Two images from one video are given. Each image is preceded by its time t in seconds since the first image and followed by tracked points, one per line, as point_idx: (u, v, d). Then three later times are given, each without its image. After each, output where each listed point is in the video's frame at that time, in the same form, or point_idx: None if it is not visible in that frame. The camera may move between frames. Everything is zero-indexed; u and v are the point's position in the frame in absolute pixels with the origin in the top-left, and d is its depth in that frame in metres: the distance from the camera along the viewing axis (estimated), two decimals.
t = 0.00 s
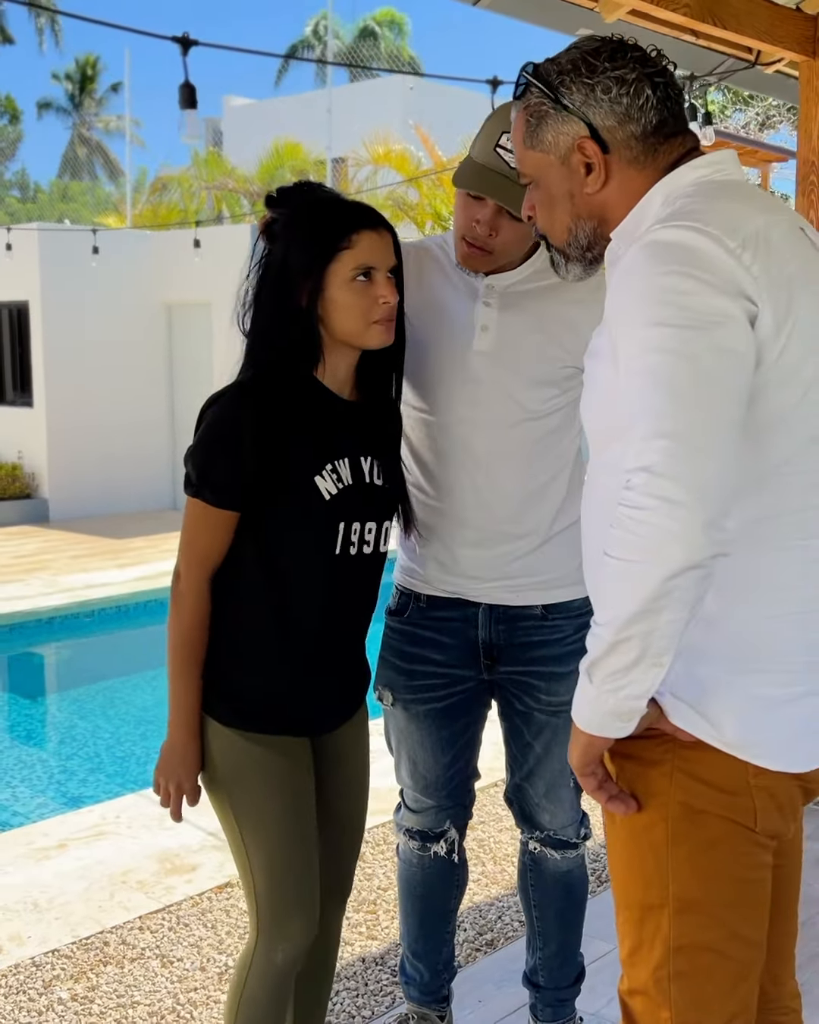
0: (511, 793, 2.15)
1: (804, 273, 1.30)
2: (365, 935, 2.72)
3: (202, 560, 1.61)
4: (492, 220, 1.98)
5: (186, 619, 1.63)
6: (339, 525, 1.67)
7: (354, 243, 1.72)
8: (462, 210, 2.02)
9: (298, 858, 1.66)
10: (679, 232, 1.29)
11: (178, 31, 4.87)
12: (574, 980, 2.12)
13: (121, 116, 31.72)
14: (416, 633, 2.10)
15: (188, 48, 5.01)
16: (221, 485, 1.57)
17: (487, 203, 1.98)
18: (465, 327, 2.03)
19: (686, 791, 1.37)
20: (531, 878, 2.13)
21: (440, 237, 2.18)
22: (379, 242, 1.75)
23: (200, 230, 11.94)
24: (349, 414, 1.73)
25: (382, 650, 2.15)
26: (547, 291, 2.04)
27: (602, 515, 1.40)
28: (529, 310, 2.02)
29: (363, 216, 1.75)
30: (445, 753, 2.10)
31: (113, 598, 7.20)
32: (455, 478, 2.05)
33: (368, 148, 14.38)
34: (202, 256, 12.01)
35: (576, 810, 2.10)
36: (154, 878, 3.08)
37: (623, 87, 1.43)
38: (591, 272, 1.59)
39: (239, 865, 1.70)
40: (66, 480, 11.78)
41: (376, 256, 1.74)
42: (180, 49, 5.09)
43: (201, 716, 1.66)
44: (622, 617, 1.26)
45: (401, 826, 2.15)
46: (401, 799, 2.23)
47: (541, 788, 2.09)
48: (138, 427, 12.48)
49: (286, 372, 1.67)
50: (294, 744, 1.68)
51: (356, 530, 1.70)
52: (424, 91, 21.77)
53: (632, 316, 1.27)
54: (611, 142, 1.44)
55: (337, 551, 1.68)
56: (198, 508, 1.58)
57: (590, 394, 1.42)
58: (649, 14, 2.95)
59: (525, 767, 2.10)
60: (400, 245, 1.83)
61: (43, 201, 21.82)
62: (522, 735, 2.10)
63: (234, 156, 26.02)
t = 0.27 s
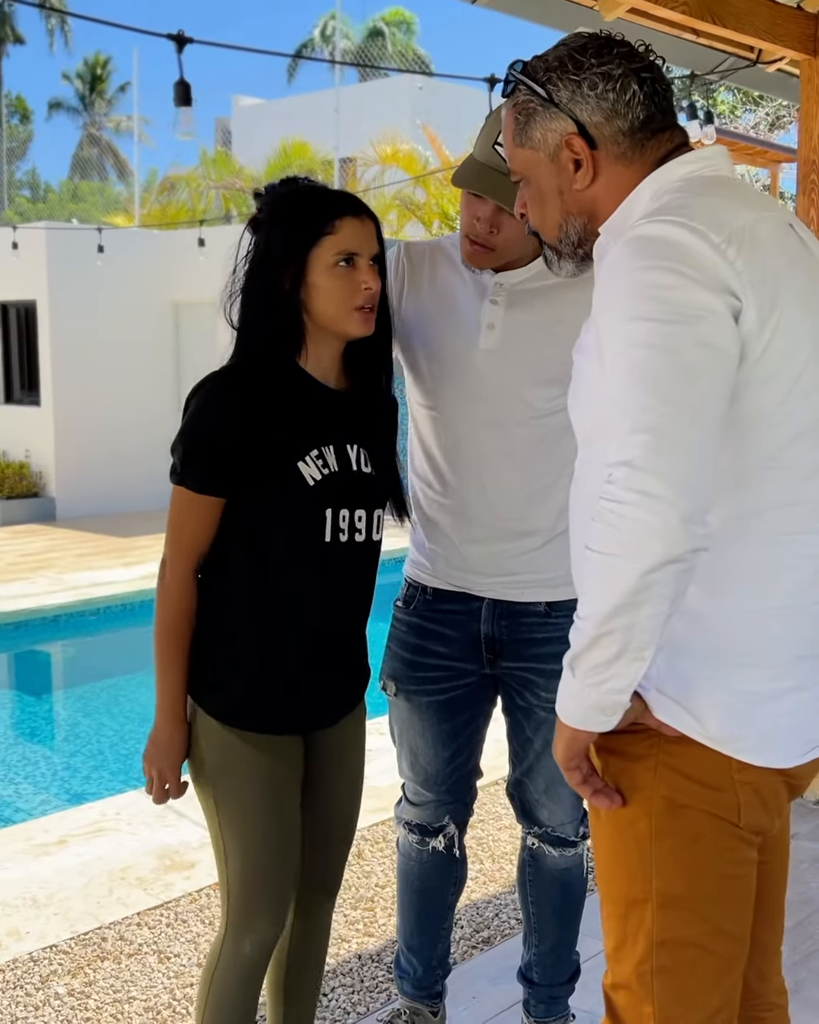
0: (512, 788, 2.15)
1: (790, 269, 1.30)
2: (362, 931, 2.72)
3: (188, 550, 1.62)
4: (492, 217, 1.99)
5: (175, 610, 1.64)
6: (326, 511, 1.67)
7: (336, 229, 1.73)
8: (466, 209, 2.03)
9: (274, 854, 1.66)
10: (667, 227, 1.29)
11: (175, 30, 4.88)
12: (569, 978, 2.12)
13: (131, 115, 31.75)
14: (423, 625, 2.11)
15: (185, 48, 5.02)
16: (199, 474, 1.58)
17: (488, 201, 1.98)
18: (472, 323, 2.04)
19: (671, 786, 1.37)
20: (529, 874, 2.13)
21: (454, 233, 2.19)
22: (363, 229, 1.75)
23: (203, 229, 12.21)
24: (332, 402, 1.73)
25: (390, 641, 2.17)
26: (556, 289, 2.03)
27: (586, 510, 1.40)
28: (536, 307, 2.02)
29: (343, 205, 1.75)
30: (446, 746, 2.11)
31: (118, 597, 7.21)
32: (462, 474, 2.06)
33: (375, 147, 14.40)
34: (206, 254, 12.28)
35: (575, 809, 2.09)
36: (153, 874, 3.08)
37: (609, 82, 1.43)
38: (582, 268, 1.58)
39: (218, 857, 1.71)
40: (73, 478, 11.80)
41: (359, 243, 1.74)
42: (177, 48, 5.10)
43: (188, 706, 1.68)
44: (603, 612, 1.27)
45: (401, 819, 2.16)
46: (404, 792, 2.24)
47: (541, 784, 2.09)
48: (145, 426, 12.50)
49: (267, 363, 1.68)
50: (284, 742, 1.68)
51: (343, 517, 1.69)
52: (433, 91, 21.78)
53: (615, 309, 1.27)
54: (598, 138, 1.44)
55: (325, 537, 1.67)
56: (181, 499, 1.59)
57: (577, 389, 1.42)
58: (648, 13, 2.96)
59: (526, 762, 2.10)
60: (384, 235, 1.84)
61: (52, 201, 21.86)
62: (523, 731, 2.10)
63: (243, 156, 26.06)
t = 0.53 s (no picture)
0: (518, 782, 2.16)
1: (784, 268, 1.31)
2: (363, 928, 2.73)
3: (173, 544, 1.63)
4: (501, 216, 1.99)
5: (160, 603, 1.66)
6: (308, 504, 1.67)
7: (329, 229, 1.73)
8: (474, 208, 2.04)
9: (260, 850, 1.67)
10: (661, 225, 1.30)
11: (176, 29, 4.89)
12: (569, 975, 2.12)
13: (139, 116, 31.80)
14: (435, 620, 2.12)
15: (186, 47, 5.03)
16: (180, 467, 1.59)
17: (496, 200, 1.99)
18: (484, 320, 2.05)
19: (664, 782, 1.38)
20: (533, 870, 2.14)
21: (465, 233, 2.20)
22: (356, 230, 1.76)
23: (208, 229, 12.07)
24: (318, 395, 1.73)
25: (401, 634, 2.18)
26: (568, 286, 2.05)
27: (581, 506, 1.41)
28: (547, 305, 2.04)
29: (340, 204, 1.76)
30: (452, 742, 2.11)
31: (122, 596, 7.23)
32: (475, 470, 2.07)
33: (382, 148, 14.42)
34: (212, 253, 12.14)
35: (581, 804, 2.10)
36: (155, 871, 3.09)
37: (609, 80, 1.43)
38: (581, 266, 1.58)
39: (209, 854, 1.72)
40: (80, 477, 11.82)
41: (351, 245, 1.75)
42: (178, 48, 5.10)
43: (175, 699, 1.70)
44: (596, 606, 1.27)
45: (402, 815, 2.17)
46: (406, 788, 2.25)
47: (547, 779, 2.09)
48: (151, 426, 12.53)
49: (253, 359, 1.68)
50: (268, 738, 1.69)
51: (325, 510, 1.70)
52: (439, 91, 21.80)
53: (609, 306, 1.28)
54: (598, 136, 1.44)
55: (307, 531, 1.68)
56: (166, 492, 1.61)
57: (573, 385, 1.42)
58: (649, 13, 2.97)
59: (533, 756, 2.11)
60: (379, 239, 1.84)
61: (60, 201, 21.91)
62: (530, 725, 2.10)
63: (249, 156, 26.09)
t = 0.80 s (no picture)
0: (518, 778, 2.17)
1: (788, 267, 1.31)
2: (365, 927, 2.73)
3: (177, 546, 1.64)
4: (501, 215, 2.00)
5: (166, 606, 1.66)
6: (308, 505, 1.68)
7: (349, 227, 1.75)
8: (473, 209, 2.05)
9: (264, 851, 1.68)
10: (664, 224, 1.30)
11: (182, 30, 4.90)
12: (569, 972, 2.13)
13: (146, 117, 31.85)
14: (435, 616, 2.13)
15: (192, 48, 5.04)
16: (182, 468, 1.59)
17: (496, 199, 2.00)
18: (484, 318, 2.05)
19: (664, 778, 1.39)
20: (533, 866, 2.15)
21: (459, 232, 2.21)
22: (372, 230, 1.77)
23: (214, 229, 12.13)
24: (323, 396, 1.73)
25: (401, 630, 2.19)
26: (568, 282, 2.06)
27: (583, 503, 1.41)
28: (546, 302, 2.04)
29: (357, 206, 1.77)
30: (451, 738, 2.13)
31: (128, 595, 7.25)
32: (477, 467, 2.08)
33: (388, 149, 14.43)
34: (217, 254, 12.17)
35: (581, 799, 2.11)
36: (159, 869, 3.10)
37: (615, 78, 1.42)
38: (586, 264, 1.59)
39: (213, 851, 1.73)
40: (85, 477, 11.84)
41: (369, 245, 1.76)
42: (184, 48, 5.11)
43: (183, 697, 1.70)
44: (598, 603, 1.28)
45: (400, 811, 2.17)
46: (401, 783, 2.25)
47: (547, 774, 2.10)
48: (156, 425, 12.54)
49: (259, 359, 1.68)
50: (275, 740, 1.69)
51: (328, 511, 1.70)
52: (446, 92, 21.84)
53: (614, 305, 1.29)
54: (604, 134, 1.44)
55: (308, 532, 1.68)
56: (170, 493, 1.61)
57: (577, 383, 1.43)
58: (652, 15, 2.98)
59: (533, 752, 2.12)
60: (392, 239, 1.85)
61: (67, 202, 21.94)
62: (530, 720, 2.12)
63: (255, 157, 26.13)
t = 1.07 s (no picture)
0: (505, 778, 2.18)
1: (794, 270, 1.32)
2: (368, 928, 2.74)
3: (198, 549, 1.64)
4: (483, 219, 2.02)
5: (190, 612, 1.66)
6: (330, 509, 1.69)
7: (353, 228, 1.75)
8: (451, 215, 2.06)
9: (278, 851, 1.68)
10: (673, 226, 1.31)
11: (187, 33, 4.91)
12: (568, 970, 2.13)
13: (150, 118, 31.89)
14: (415, 619, 2.13)
15: (197, 51, 5.04)
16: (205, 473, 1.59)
17: (477, 204, 2.02)
18: (460, 319, 2.06)
19: (669, 779, 1.40)
20: (525, 867, 2.15)
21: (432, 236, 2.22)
22: (377, 229, 1.77)
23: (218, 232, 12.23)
24: (338, 400, 1.74)
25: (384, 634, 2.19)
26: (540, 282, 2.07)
27: (590, 504, 1.41)
28: (521, 302, 2.05)
29: (361, 206, 1.77)
30: (441, 737, 2.14)
31: (131, 596, 7.25)
32: (460, 467, 2.08)
33: (392, 151, 14.45)
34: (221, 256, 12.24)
35: (569, 796, 2.12)
36: (162, 870, 3.11)
37: (620, 82, 1.42)
38: (591, 268, 1.58)
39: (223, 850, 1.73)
40: (89, 478, 11.85)
41: (375, 244, 1.76)
42: (189, 51, 5.12)
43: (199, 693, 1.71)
44: (605, 604, 1.28)
45: (396, 811, 2.18)
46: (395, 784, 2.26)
47: (534, 772, 2.11)
48: (159, 427, 12.56)
49: (277, 366, 1.69)
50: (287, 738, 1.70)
51: (349, 514, 1.71)
52: (450, 95, 21.86)
53: (620, 306, 1.29)
54: (608, 137, 1.44)
55: (330, 536, 1.70)
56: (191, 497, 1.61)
57: (583, 384, 1.43)
58: (657, 17, 2.98)
59: (519, 750, 2.13)
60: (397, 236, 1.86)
61: (71, 203, 21.95)
62: (516, 718, 2.13)
63: (259, 159, 26.15)
